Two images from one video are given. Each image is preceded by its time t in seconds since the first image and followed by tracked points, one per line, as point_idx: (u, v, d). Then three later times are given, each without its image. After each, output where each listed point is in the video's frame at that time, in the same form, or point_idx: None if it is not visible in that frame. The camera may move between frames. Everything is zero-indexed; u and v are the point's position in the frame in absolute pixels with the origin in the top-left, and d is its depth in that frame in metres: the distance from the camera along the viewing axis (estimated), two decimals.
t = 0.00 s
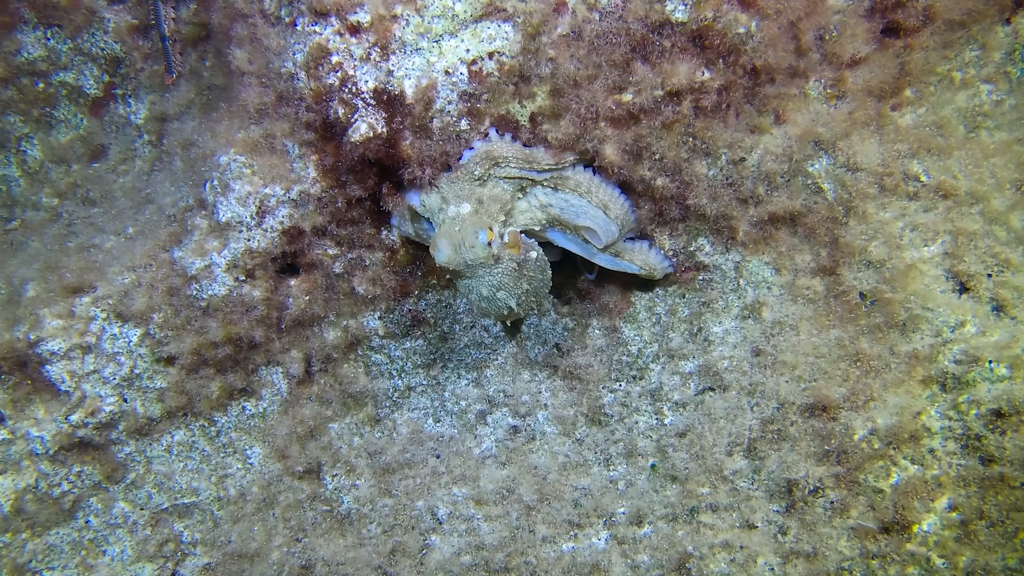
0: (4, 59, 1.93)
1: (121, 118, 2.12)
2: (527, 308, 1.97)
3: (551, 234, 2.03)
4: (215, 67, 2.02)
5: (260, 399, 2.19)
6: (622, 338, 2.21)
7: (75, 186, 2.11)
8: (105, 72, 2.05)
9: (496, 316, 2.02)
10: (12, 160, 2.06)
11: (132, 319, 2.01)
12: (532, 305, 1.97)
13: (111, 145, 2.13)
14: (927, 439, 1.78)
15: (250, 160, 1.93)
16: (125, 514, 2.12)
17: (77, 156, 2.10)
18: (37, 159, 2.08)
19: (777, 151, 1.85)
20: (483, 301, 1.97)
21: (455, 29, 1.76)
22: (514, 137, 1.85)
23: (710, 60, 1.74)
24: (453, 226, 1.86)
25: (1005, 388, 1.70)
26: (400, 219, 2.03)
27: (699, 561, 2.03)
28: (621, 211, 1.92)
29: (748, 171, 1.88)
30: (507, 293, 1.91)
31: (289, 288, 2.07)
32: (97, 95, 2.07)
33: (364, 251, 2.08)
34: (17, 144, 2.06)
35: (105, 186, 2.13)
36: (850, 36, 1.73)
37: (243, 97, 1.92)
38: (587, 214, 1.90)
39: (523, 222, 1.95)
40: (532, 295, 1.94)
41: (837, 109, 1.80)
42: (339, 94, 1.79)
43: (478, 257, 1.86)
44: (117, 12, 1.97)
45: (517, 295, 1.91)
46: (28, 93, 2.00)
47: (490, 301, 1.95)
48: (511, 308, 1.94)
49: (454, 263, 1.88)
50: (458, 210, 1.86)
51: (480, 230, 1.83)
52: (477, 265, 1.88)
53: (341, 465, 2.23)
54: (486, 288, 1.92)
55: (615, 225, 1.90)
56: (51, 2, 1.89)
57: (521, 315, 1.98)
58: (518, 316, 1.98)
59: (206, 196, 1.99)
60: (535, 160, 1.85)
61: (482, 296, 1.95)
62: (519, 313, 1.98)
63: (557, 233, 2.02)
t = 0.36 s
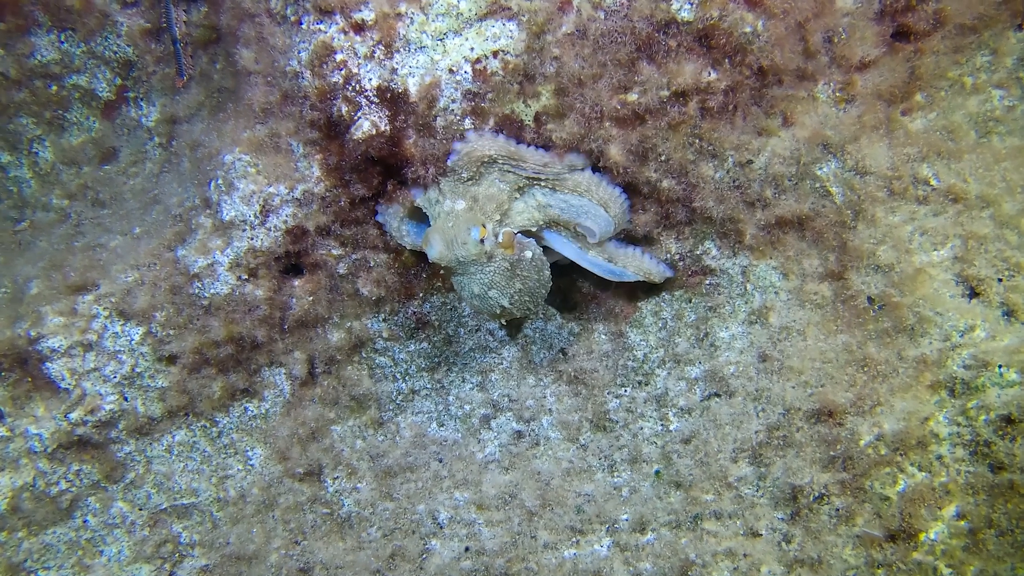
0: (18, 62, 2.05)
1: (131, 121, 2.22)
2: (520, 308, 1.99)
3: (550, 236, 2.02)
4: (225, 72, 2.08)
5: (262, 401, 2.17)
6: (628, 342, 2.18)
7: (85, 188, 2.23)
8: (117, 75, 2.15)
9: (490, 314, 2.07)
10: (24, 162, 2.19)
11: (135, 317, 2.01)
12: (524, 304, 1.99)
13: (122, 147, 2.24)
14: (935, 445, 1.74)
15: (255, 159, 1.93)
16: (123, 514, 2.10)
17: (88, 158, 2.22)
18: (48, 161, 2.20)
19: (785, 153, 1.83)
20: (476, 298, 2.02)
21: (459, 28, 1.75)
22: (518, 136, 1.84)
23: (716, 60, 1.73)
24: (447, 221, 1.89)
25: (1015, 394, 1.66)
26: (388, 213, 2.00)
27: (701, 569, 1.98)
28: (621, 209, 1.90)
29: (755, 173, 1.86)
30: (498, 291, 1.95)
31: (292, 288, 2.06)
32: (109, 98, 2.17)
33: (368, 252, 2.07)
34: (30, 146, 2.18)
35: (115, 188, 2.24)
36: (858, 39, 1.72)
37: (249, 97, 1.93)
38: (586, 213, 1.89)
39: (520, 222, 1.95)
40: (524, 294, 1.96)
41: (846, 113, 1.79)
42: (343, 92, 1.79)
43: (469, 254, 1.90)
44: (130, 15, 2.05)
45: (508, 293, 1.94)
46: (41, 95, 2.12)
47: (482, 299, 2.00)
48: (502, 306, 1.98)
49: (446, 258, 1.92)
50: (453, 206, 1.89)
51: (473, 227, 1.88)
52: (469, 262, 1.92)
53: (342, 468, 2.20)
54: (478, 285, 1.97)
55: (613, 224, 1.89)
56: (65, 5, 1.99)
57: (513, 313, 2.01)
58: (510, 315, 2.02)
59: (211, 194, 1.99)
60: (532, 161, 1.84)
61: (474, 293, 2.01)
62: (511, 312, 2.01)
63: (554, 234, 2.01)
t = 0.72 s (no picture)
0: (38, 67, 2.16)
1: (146, 126, 2.34)
2: (521, 310, 1.97)
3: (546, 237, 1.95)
4: (242, 77, 2.14)
5: (269, 401, 2.17)
6: (636, 348, 2.15)
7: (99, 191, 2.33)
8: (134, 80, 2.26)
9: (490, 316, 2.05)
10: (41, 165, 2.30)
11: (142, 315, 2.01)
12: (525, 307, 1.97)
13: (136, 152, 2.35)
14: (946, 450, 1.72)
15: (266, 158, 1.95)
16: (127, 513, 2.09)
17: (103, 162, 2.33)
18: (64, 164, 2.31)
19: (796, 158, 1.84)
20: (476, 300, 2.00)
21: (469, 27, 1.77)
22: (527, 136, 1.84)
23: (727, 61, 1.74)
24: (447, 224, 1.86)
25: None
26: (396, 212, 1.98)
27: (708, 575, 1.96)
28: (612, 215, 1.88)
29: (766, 177, 1.86)
30: (499, 294, 1.92)
31: (300, 288, 2.06)
32: (125, 103, 2.29)
33: (377, 253, 2.07)
34: (47, 150, 2.30)
35: (129, 191, 2.34)
36: (870, 45, 1.73)
37: (261, 97, 1.96)
38: (577, 218, 1.86)
39: (522, 223, 1.90)
40: (526, 297, 1.94)
41: (857, 119, 1.79)
42: (352, 91, 1.81)
43: (470, 257, 1.86)
44: (148, 22, 2.16)
45: (509, 296, 1.93)
46: (59, 100, 2.23)
47: (483, 301, 1.98)
48: (503, 309, 1.97)
49: (446, 261, 1.90)
50: (453, 210, 1.85)
51: (473, 231, 1.83)
52: (469, 265, 1.89)
53: (347, 470, 2.19)
54: (479, 288, 1.94)
55: (605, 229, 1.86)
56: (85, 13, 2.10)
57: (514, 316, 2.00)
58: (510, 316, 2.01)
59: (221, 193, 2.01)
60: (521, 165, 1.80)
61: (475, 296, 1.99)
62: (512, 314, 1.99)
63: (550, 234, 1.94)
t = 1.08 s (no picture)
0: (56, 65, 2.15)
1: (162, 124, 2.35)
2: (528, 312, 1.95)
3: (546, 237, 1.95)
4: (259, 77, 2.16)
5: (281, 399, 2.18)
6: (650, 350, 2.17)
7: (115, 188, 2.35)
8: (151, 79, 2.27)
9: (496, 319, 2.00)
10: (57, 162, 2.30)
11: (156, 311, 2.01)
12: (531, 308, 1.95)
13: (153, 149, 2.36)
14: (960, 455, 1.71)
15: (281, 156, 1.94)
16: (137, 509, 2.09)
17: (119, 160, 2.34)
18: (81, 161, 2.32)
19: (811, 161, 1.83)
20: (482, 303, 1.95)
21: (486, 27, 1.76)
22: (543, 137, 1.84)
23: (742, 63, 1.72)
24: (455, 225, 1.83)
25: None
26: (409, 211, 1.99)
27: None
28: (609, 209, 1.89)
29: (781, 180, 1.86)
30: (508, 295, 1.89)
31: (314, 286, 2.07)
32: (142, 101, 2.29)
33: (390, 252, 2.07)
34: (64, 147, 2.29)
35: (145, 188, 2.35)
36: (887, 48, 1.73)
37: (277, 95, 1.93)
38: (578, 212, 1.86)
39: (529, 221, 1.89)
40: (533, 298, 1.92)
41: (873, 122, 1.79)
42: (368, 90, 1.81)
43: (479, 257, 1.84)
44: (166, 21, 2.17)
45: (517, 298, 1.90)
46: (76, 97, 2.23)
47: (489, 303, 1.93)
48: (510, 311, 1.92)
49: (454, 262, 1.87)
50: (461, 211, 1.84)
51: (482, 230, 1.81)
52: (478, 265, 1.87)
53: (358, 469, 2.20)
54: (486, 290, 1.91)
55: (602, 219, 1.88)
56: (104, 12, 2.10)
57: (520, 318, 1.97)
58: (517, 320, 1.97)
59: (235, 191, 2.00)
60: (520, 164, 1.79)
61: (482, 298, 1.94)
62: (518, 316, 1.96)
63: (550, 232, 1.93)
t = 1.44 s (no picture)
0: (82, 61, 2.20)
1: (184, 121, 2.37)
2: (544, 311, 1.97)
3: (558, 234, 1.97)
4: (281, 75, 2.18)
5: (298, 395, 2.19)
6: (666, 351, 2.15)
7: (135, 184, 2.37)
8: (173, 75, 2.30)
9: (511, 319, 2.01)
10: (80, 157, 2.35)
11: (176, 305, 2.02)
12: (547, 307, 1.97)
13: (174, 146, 2.38)
14: (979, 457, 1.75)
15: (303, 153, 1.94)
16: (154, 502, 2.09)
17: (140, 156, 2.37)
18: (102, 156, 2.36)
19: (831, 163, 1.82)
20: (498, 303, 1.95)
21: (509, 27, 1.77)
22: (564, 137, 1.86)
23: (763, 66, 1.72)
24: (472, 225, 1.84)
25: None
26: (428, 209, 2.00)
27: None
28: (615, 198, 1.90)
29: (801, 182, 1.84)
30: (525, 295, 1.90)
31: (332, 283, 2.08)
32: (164, 98, 2.33)
33: (409, 250, 2.09)
34: (87, 142, 2.35)
35: (166, 184, 2.35)
36: (908, 53, 1.73)
37: (300, 92, 1.93)
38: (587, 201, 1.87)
39: (543, 219, 1.92)
40: (549, 297, 1.94)
41: (893, 126, 1.78)
42: (392, 87, 1.83)
43: (496, 258, 1.84)
44: (189, 19, 2.19)
45: (534, 297, 1.91)
46: (100, 93, 2.27)
47: (506, 303, 1.94)
48: (527, 310, 1.94)
49: (472, 262, 1.86)
50: (477, 212, 1.85)
51: (499, 231, 1.81)
52: (495, 266, 1.87)
53: (374, 466, 2.20)
54: (503, 290, 1.91)
55: (611, 209, 1.89)
56: (129, 9, 2.14)
57: (536, 316, 1.98)
58: (532, 318, 1.99)
59: (257, 186, 2.01)
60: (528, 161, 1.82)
61: (498, 299, 1.94)
62: (534, 316, 1.97)
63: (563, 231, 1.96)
